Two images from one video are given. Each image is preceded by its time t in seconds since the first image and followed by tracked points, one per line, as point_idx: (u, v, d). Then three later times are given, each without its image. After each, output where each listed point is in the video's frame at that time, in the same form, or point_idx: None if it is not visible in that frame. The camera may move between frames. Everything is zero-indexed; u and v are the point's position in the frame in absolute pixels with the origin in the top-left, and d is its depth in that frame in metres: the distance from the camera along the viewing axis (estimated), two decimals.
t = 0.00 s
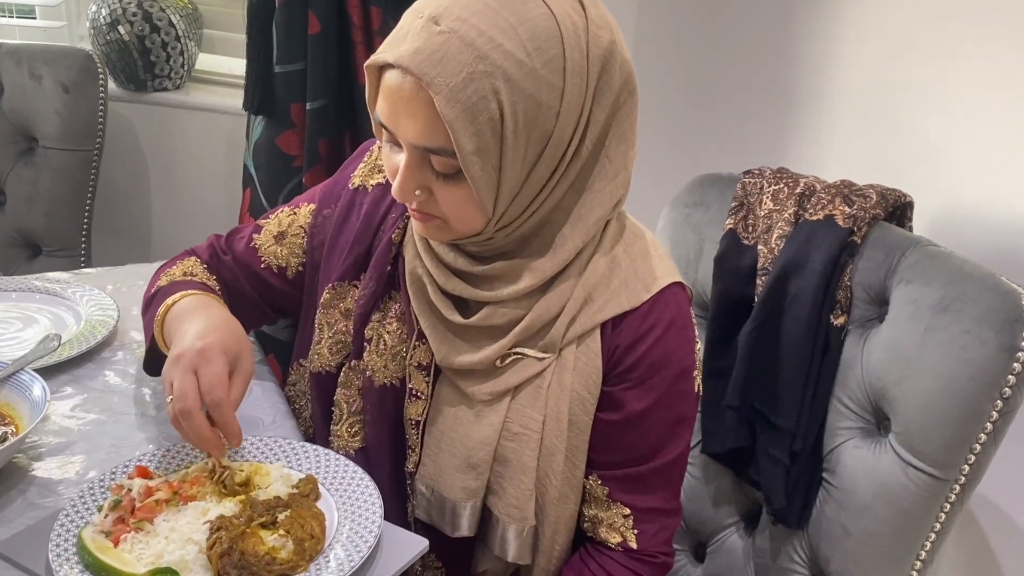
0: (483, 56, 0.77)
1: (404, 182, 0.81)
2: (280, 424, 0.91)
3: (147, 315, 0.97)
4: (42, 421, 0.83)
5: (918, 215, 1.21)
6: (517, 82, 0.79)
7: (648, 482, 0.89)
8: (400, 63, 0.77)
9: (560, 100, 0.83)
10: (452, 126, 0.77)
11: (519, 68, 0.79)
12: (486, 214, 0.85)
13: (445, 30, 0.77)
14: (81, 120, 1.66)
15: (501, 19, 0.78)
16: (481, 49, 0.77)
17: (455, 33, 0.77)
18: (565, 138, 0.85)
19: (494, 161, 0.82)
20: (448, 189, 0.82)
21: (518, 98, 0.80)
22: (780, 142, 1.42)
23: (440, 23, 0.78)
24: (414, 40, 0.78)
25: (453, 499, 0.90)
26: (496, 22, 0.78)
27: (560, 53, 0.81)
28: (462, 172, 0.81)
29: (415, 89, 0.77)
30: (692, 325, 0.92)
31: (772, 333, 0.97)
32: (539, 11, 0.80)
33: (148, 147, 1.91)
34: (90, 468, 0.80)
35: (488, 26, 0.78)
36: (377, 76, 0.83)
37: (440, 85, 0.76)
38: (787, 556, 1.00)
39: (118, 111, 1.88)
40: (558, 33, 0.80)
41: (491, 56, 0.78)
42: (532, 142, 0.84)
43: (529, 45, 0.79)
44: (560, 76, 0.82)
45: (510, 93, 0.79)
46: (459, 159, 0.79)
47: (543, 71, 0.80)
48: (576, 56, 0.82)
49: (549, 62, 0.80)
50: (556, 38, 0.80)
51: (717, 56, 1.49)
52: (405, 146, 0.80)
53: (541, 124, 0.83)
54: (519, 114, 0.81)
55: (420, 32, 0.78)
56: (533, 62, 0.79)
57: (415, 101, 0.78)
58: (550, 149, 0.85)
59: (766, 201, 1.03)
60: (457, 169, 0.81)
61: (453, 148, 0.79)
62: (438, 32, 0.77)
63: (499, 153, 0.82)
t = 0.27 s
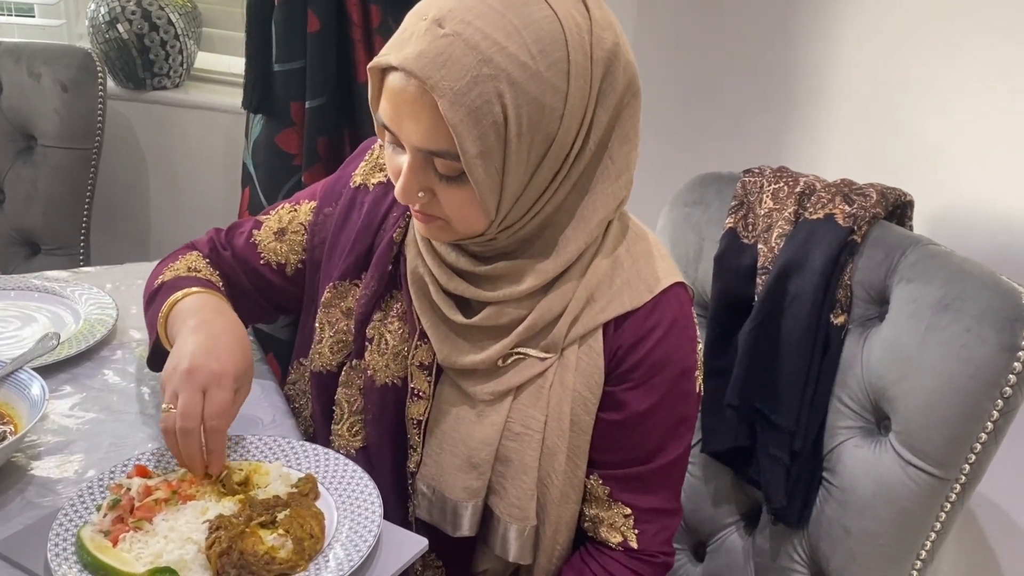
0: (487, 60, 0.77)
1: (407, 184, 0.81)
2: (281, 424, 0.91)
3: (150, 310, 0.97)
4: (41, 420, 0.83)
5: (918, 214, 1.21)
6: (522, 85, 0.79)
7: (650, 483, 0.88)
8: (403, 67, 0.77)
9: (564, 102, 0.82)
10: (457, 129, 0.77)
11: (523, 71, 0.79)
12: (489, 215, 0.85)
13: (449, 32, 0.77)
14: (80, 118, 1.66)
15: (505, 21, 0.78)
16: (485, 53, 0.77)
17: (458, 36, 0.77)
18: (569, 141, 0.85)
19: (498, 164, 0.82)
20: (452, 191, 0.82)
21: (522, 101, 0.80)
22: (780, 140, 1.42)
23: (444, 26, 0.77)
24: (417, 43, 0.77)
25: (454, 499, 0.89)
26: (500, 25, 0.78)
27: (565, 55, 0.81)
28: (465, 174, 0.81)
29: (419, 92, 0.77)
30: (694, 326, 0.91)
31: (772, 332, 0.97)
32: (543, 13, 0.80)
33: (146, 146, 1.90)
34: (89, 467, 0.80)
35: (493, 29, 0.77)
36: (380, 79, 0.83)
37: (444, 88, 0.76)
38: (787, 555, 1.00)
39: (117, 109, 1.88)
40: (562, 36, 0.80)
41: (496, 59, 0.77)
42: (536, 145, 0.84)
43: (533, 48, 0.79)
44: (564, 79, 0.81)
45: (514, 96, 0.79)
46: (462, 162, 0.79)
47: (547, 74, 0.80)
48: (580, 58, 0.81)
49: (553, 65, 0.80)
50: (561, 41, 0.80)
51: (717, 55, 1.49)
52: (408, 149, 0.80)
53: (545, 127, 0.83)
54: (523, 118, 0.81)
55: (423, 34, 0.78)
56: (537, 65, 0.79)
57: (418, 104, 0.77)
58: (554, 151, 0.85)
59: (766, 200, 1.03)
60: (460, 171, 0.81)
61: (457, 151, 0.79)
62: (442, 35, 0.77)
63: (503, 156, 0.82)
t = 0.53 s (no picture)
0: (490, 58, 0.77)
1: (409, 182, 0.81)
2: (281, 422, 0.91)
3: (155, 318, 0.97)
4: (42, 418, 0.83)
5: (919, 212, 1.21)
6: (524, 83, 0.79)
7: (651, 481, 0.88)
8: (405, 65, 0.76)
9: (565, 101, 0.82)
10: (459, 127, 0.77)
11: (525, 69, 0.79)
12: (490, 213, 0.85)
13: (452, 30, 0.77)
14: (79, 117, 1.66)
15: (508, 20, 0.78)
16: (488, 51, 0.77)
17: (461, 33, 0.77)
18: (570, 139, 0.85)
19: (500, 161, 0.82)
20: (454, 189, 0.82)
21: (524, 100, 0.80)
22: (780, 139, 1.42)
23: (446, 23, 0.77)
24: (420, 41, 0.77)
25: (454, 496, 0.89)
26: (503, 22, 0.78)
27: (567, 53, 0.81)
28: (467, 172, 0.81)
29: (421, 90, 0.77)
30: (695, 324, 0.91)
31: (773, 331, 0.97)
32: (546, 11, 0.80)
33: (146, 144, 1.90)
34: (90, 465, 0.80)
35: (496, 27, 0.77)
36: (382, 77, 0.83)
37: (447, 86, 0.76)
38: (787, 553, 1.00)
39: (117, 108, 1.87)
40: (564, 35, 0.80)
41: (498, 57, 0.77)
42: (538, 143, 0.84)
43: (535, 46, 0.79)
44: (566, 77, 0.81)
45: (516, 94, 0.79)
46: (464, 160, 0.79)
47: (549, 72, 0.80)
48: (581, 55, 0.81)
49: (555, 62, 0.80)
50: (563, 39, 0.80)
51: (718, 54, 1.49)
52: (410, 147, 0.80)
53: (546, 125, 0.83)
54: (526, 116, 0.81)
55: (426, 32, 0.77)
56: (539, 63, 0.79)
57: (421, 102, 0.77)
58: (556, 149, 0.85)
59: (767, 198, 1.03)
60: (462, 169, 0.81)
61: (459, 149, 0.79)
62: (444, 33, 0.77)
63: (505, 154, 0.82)
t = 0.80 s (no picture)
0: (489, 54, 0.77)
1: (407, 178, 0.81)
2: (279, 421, 0.91)
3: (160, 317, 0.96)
4: (40, 418, 0.83)
5: (918, 211, 1.21)
6: (522, 80, 0.79)
7: (649, 480, 0.88)
8: (404, 60, 0.76)
9: (564, 99, 0.82)
10: (457, 123, 0.77)
11: (524, 66, 0.78)
12: (488, 209, 0.84)
13: (451, 27, 0.77)
14: (78, 116, 1.66)
15: (507, 17, 0.78)
16: (487, 48, 0.77)
17: (460, 30, 0.76)
18: (569, 137, 0.85)
19: (498, 158, 0.82)
20: (452, 186, 0.82)
21: (523, 97, 0.79)
22: (779, 139, 1.41)
23: (446, 20, 0.77)
24: (419, 37, 0.77)
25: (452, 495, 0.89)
26: (503, 19, 0.78)
27: (565, 51, 0.81)
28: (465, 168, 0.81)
29: (420, 86, 0.77)
30: (693, 322, 0.91)
31: (772, 330, 0.97)
32: (544, 9, 0.80)
33: (145, 144, 1.90)
34: (88, 465, 0.80)
35: (496, 24, 0.77)
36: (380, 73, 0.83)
37: (445, 82, 0.76)
38: (786, 552, 1.00)
39: (116, 107, 1.87)
40: (563, 32, 0.80)
41: (497, 54, 0.77)
42: (536, 141, 0.83)
43: (534, 43, 0.79)
44: (565, 74, 0.81)
45: (515, 91, 0.79)
46: (462, 157, 0.79)
47: (548, 70, 0.80)
48: (581, 54, 0.81)
49: (554, 60, 0.80)
50: (562, 36, 0.80)
51: (717, 53, 1.49)
52: (409, 143, 0.80)
53: (545, 122, 0.83)
54: (524, 113, 0.80)
55: (425, 29, 0.77)
56: (538, 61, 0.79)
57: (420, 97, 0.77)
58: (554, 147, 0.85)
59: (766, 197, 1.03)
60: (460, 166, 0.81)
61: (457, 145, 0.79)
62: (444, 29, 0.76)
63: (503, 151, 0.82)
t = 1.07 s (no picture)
0: (488, 49, 0.77)
1: (406, 175, 0.81)
2: (279, 421, 0.91)
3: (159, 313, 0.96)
4: (38, 418, 0.83)
5: (918, 210, 1.21)
6: (522, 75, 0.79)
7: (651, 479, 0.88)
8: (404, 55, 0.76)
9: (563, 95, 0.82)
10: (456, 118, 0.76)
11: (524, 61, 0.78)
12: (487, 208, 0.84)
13: (450, 22, 0.77)
14: (77, 116, 1.66)
15: (506, 12, 0.78)
16: (486, 42, 0.77)
17: (459, 25, 0.76)
18: (567, 135, 0.85)
19: (497, 155, 0.82)
20: (451, 183, 0.82)
21: (522, 92, 0.79)
22: (778, 138, 1.41)
23: (445, 16, 0.77)
24: (417, 33, 0.77)
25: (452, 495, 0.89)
26: (502, 15, 0.78)
27: (564, 47, 0.80)
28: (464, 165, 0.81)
29: (420, 82, 0.77)
30: (692, 320, 0.91)
31: (771, 330, 0.97)
32: (543, 5, 0.80)
33: (144, 143, 1.90)
34: (87, 465, 0.80)
35: (495, 19, 0.77)
36: (379, 70, 0.83)
37: (445, 77, 0.75)
38: (786, 552, 1.00)
39: (115, 106, 1.87)
40: (561, 27, 0.80)
41: (496, 49, 0.77)
42: (535, 138, 0.83)
43: (533, 39, 0.79)
44: (563, 70, 0.81)
45: (514, 86, 0.79)
46: (461, 152, 0.79)
47: (547, 66, 0.80)
48: (580, 51, 0.81)
49: (553, 56, 0.80)
50: (560, 32, 0.80)
51: (716, 52, 1.49)
52: (407, 140, 0.80)
53: (544, 118, 0.82)
54: (523, 109, 0.80)
55: (424, 25, 0.77)
56: (537, 56, 0.79)
57: (419, 92, 0.77)
58: (553, 145, 0.85)
59: (765, 197, 1.03)
60: (459, 162, 0.81)
61: (456, 141, 0.79)
62: (443, 25, 0.77)
63: (502, 147, 0.82)
